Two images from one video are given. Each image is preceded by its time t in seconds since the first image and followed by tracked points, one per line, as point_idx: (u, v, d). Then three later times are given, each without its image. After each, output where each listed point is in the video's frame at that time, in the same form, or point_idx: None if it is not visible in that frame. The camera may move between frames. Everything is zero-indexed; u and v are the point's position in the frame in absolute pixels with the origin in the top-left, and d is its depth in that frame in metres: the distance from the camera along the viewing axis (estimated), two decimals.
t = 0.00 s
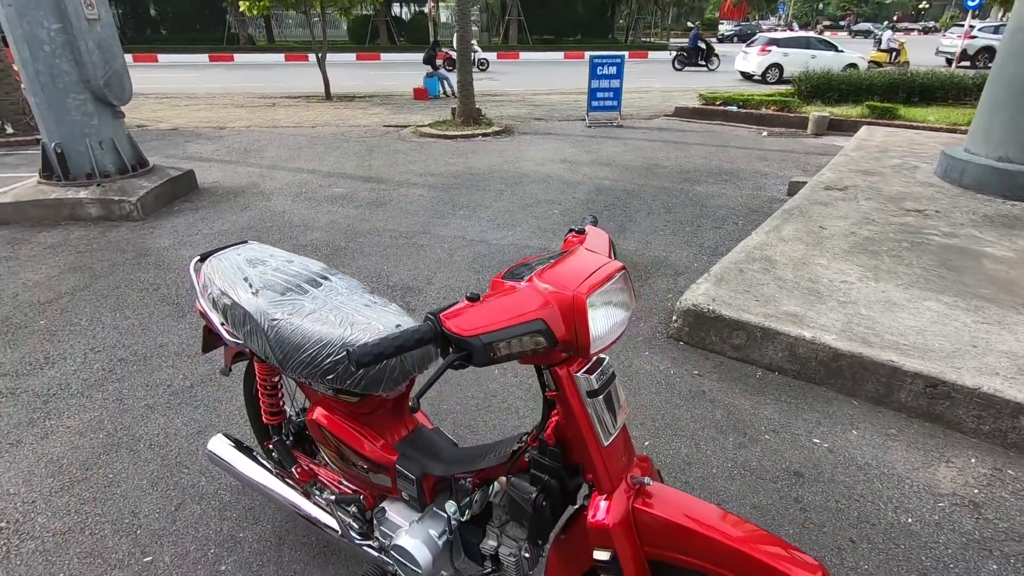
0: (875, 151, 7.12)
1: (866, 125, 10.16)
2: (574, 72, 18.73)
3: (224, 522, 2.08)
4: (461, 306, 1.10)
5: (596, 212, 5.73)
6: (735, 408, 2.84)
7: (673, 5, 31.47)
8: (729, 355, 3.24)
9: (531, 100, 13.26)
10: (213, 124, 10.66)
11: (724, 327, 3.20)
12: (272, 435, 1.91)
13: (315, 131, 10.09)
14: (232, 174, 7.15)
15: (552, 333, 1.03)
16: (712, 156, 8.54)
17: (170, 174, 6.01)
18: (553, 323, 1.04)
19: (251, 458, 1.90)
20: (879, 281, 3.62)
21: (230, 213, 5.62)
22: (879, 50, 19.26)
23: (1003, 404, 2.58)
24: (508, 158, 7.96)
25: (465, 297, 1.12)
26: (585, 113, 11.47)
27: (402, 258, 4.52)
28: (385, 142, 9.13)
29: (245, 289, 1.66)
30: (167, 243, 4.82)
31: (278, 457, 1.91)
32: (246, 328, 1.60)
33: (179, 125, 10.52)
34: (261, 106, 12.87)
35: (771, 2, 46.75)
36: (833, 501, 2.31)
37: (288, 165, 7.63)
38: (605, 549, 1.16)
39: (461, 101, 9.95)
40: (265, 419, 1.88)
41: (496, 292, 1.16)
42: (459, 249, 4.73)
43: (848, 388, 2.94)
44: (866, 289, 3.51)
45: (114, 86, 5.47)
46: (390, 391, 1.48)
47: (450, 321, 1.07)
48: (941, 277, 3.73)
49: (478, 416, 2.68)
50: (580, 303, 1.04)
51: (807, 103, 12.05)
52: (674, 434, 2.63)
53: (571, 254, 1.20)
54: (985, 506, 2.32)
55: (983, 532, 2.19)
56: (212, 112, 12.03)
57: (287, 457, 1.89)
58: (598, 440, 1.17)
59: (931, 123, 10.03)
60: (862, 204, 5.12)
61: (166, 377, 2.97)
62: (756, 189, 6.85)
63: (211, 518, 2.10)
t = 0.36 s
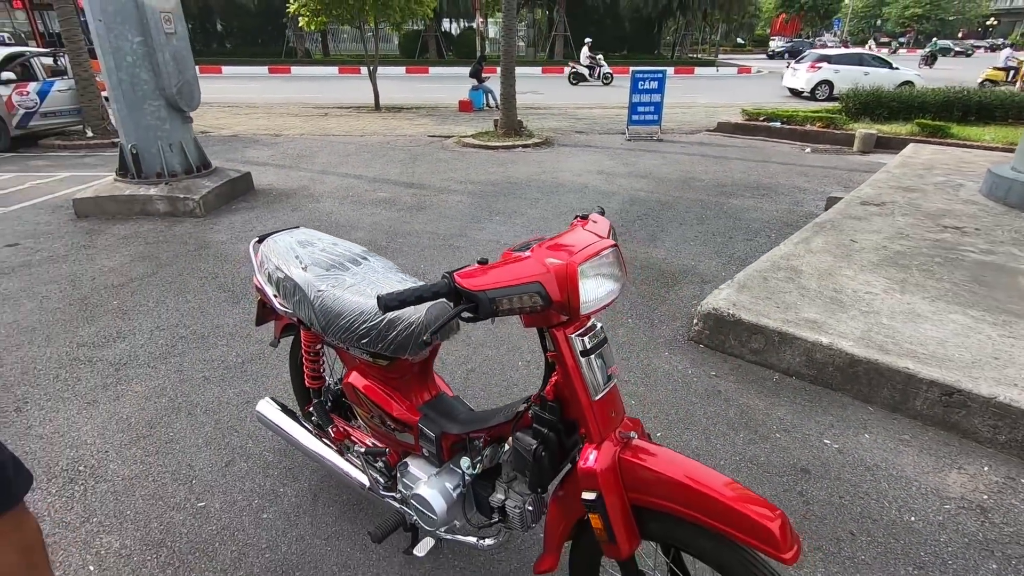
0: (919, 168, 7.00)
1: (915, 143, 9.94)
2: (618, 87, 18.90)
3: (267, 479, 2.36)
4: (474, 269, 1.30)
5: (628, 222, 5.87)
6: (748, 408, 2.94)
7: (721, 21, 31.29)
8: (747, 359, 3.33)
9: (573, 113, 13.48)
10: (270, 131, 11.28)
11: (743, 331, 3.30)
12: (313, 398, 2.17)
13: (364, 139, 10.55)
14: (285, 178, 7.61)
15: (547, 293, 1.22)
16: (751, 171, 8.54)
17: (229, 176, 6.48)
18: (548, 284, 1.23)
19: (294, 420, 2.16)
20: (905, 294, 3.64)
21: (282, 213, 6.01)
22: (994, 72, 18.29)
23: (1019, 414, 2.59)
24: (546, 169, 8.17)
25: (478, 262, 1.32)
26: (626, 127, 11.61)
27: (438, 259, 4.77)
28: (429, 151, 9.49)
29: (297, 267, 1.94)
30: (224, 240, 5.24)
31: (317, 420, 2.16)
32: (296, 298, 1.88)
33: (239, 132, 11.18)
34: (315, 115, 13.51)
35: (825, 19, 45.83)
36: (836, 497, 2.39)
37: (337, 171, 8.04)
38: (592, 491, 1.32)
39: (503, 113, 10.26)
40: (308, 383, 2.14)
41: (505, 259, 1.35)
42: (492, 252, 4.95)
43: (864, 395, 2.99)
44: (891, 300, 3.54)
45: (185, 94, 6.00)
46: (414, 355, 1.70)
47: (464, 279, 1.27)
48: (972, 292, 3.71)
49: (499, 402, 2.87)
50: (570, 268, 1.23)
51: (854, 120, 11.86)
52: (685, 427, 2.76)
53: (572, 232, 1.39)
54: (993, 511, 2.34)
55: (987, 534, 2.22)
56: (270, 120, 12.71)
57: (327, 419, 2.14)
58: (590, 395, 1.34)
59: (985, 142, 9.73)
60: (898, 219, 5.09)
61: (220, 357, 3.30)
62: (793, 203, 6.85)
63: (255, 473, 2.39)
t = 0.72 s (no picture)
0: (947, 181, 6.97)
1: (946, 157, 9.84)
2: (645, 98, 19.02)
3: (306, 451, 2.62)
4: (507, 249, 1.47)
5: (651, 229, 6.00)
6: (762, 405, 3.04)
7: (751, 34, 31.21)
8: (763, 360, 3.44)
9: (600, 123, 13.64)
10: (305, 137, 11.68)
11: (760, 332, 3.41)
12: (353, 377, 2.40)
13: (395, 146, 10.87)
14: (319, 181, 7.91)
15: (570, 272, 1.40)
16: (776, 182, 8.57)
17: (268, 178, 6.80)
18: (571, 265, 1.40)
19: (336, 398, 2.40)
20: (923, 302, 3.69)
21: (317, 215, 6.29)
22: None
23: None
24: (571, 177, 8.34)
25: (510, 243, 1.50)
26: (651, 137, 11.72)
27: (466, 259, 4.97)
28: (457, 159, 9.73)
29: (344, 254, 2.15)
30: (263, 238, 5.52)
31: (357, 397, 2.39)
32: (343, 281, 2.09)
33: (275, 137, 11.60)
34: (347, 123, 13.91)
35: (859, 32, 45.25)
36: (845, 489, 2.48)
37: (369, 175, 8.33)
38: (607, 450, 1.48)
39: (530, 122, 10.48)
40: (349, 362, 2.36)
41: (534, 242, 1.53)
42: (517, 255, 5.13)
43: (877, 396, 3.07)
44: (908, 307, 3.60)
45: (230, 100, 6.35)
46: (448, 333, 1.89)
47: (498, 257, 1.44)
48: (991, 301, 3.75)
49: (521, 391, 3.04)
50: (591, 251, 1.40)
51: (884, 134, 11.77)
52: (700, 420, 2.88)
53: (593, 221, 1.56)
54: (1000, 508, 2.40)
55: (992, 529, 2.30)
56: (304, 127, 13.15)
57: (367, 396, 2.36)
58: (609, 366, 1.50)
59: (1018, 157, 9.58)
60: (922, 231, 5.11)
61: (262, 344, 3.57)
62: (817, 214, 6.88)
63: (295, 447, 2.64)
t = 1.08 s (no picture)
0: (945, 190, 7.14)
1: (944, 166, 10.01)
2: (648, 108, 19.29)
3: (336, 438, 2.80)
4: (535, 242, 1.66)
5: (655, 236, 6.17)
6: (763, 399, 3.21)
7: (753, 46, 31.59)
8: (765, 357, 3.60)
9: (603, 133, 13.87)
10: (314, 147, 11.92)
11: (761, 331, 3.57)
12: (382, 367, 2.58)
13: (403, 155, 11.09)
14: (331, 189, 8.12)
15: (591, 262, 1.58)
16: (777, 191, 8.75)
17: (283, 186, 7.01)
18: (592, 256, 1.59)
19: (365, 387, 2.59)
20: (918, 303, 3.86)
21: (331, 221, 6.48)
22: None
23: (1017, 408, 2.80)
24: (577, 185, 8.53)
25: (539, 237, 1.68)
26: (655, 147, 11.93)
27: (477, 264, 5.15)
28: (464, 167, 9.95)
29: (376, 253, 2.33)
30: (279, 244, 5.72)
31: (385, 387, 2.57)
32: (376, 277, 2.27)
33: (286, 147, 11.84)
34: (355, 133, 14.17)
35: (860, 44, 45.65)
36: (841, 474, 2.65)
37: (379, 183, 8.54)
38: (623, 423, 1.66)
39: (536, 132, 10.71)
40: (378, 353, 2.54)
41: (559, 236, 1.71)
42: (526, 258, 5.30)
43: (873, 391, 3.22)
44: (904, 308, 3.77)
45: (248, 109, 6.57)
46: (475, 323, 2.06)
47: (529, 249, 1.63)
48: (984, 303, 3.91)
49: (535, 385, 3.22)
50: (609, 244, 1.59)
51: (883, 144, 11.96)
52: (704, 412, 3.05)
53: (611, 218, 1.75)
54: (988, 492, 2.56)
55: (980, 511, 2.45)
56: (313, 137, 13.39)
57: (394, 387, 2.54)
58: (625, 348, 1.67)
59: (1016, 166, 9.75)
60: (918, 237, 5.27)
61: (286, 342, 3.75)
62: (818, 221, 7.06)
63: (324, 434, 2.83)
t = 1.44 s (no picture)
0: (943, 205, 7.29)
1: (944, 181, 10.17)
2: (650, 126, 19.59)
3: (356, 442, 2.96)
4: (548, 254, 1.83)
5: (659, 250, 6.34)
6: (763, 406, 3.35)
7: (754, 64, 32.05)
8: (765, 366, 3.74)
9: (607, 150, 14.12)
10: (324, 165, 12.19)
11: (761, 341, 3.72)
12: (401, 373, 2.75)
13: (410, 173, 11.34)
14: (342, 206, 8.34)
15: (598, 270, 1.75)
16: (778, 206, 8.92)
17: (296, 204, 7.23)
18: (598, 264, 1.76)
19: (385, 392, 2.75)
20: (912, 313, 4.00)
21: (343, 237, 6.68)
22: None
23: (1005, 412, 2.93)
24: (581, 201, 8.73)
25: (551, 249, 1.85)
26: (657, 164, 12.15)
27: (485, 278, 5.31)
28: (471, 184, 10.17)
29: (397, 265, 2.51)
30: (294, 259, 5.91)
31: (404, 392, 2.74)
32: (397, 287, 2.44)
33: (296, 165, 12.12)
34: (363, 151, 14.46)
35: (860, 61, 46.17)
36: (838, 475, 2.77)
37: (389, 200, 8.76)
38: (628, 417, 1.81)
39: (541, 150, 10.95)
40: (397, 360, 2.71)
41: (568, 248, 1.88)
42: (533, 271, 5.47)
43: (869, 397, 3.35)
44: (899, 318, 3.91)
45: (264, 130, 6.81)
46: (490, 329, 2.23)
47: (543, 260, 1.80)
48: (976, 313, 4.04)
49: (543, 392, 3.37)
50: (614, 254, 1.76)
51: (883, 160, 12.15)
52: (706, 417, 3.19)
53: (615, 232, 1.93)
54: (977, 492, 2.68)
55: (970, 509, 2.57)
56: (322, 155, 13.69)
57: (412, 392, 2.70)
58: (631, 349, 1.83)
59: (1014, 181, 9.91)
60: (915, 250, 5.42)
61: (305, 352, 3.92)
62: (818, 235, 7.21)
63: (344, 438, 2.99)
